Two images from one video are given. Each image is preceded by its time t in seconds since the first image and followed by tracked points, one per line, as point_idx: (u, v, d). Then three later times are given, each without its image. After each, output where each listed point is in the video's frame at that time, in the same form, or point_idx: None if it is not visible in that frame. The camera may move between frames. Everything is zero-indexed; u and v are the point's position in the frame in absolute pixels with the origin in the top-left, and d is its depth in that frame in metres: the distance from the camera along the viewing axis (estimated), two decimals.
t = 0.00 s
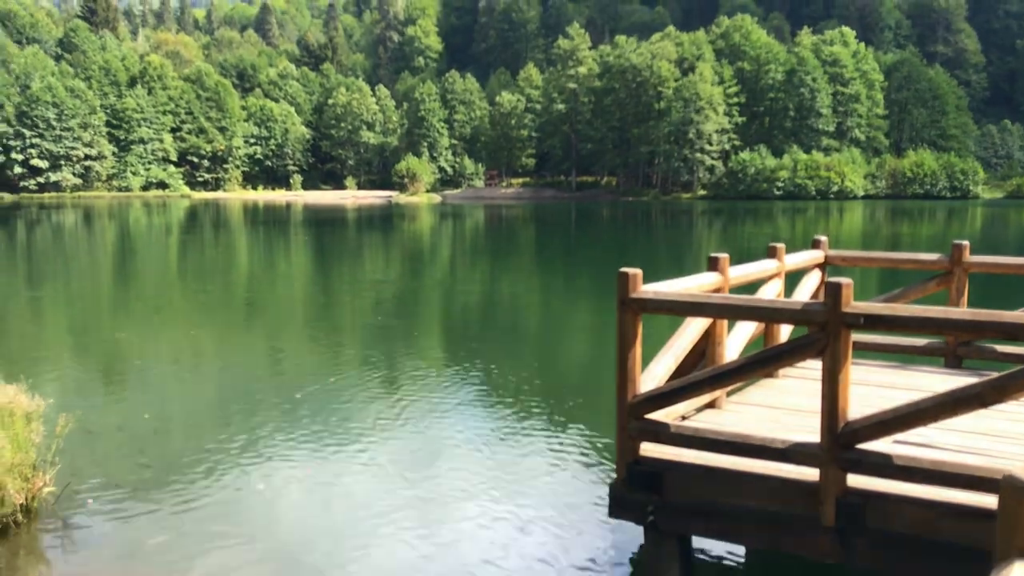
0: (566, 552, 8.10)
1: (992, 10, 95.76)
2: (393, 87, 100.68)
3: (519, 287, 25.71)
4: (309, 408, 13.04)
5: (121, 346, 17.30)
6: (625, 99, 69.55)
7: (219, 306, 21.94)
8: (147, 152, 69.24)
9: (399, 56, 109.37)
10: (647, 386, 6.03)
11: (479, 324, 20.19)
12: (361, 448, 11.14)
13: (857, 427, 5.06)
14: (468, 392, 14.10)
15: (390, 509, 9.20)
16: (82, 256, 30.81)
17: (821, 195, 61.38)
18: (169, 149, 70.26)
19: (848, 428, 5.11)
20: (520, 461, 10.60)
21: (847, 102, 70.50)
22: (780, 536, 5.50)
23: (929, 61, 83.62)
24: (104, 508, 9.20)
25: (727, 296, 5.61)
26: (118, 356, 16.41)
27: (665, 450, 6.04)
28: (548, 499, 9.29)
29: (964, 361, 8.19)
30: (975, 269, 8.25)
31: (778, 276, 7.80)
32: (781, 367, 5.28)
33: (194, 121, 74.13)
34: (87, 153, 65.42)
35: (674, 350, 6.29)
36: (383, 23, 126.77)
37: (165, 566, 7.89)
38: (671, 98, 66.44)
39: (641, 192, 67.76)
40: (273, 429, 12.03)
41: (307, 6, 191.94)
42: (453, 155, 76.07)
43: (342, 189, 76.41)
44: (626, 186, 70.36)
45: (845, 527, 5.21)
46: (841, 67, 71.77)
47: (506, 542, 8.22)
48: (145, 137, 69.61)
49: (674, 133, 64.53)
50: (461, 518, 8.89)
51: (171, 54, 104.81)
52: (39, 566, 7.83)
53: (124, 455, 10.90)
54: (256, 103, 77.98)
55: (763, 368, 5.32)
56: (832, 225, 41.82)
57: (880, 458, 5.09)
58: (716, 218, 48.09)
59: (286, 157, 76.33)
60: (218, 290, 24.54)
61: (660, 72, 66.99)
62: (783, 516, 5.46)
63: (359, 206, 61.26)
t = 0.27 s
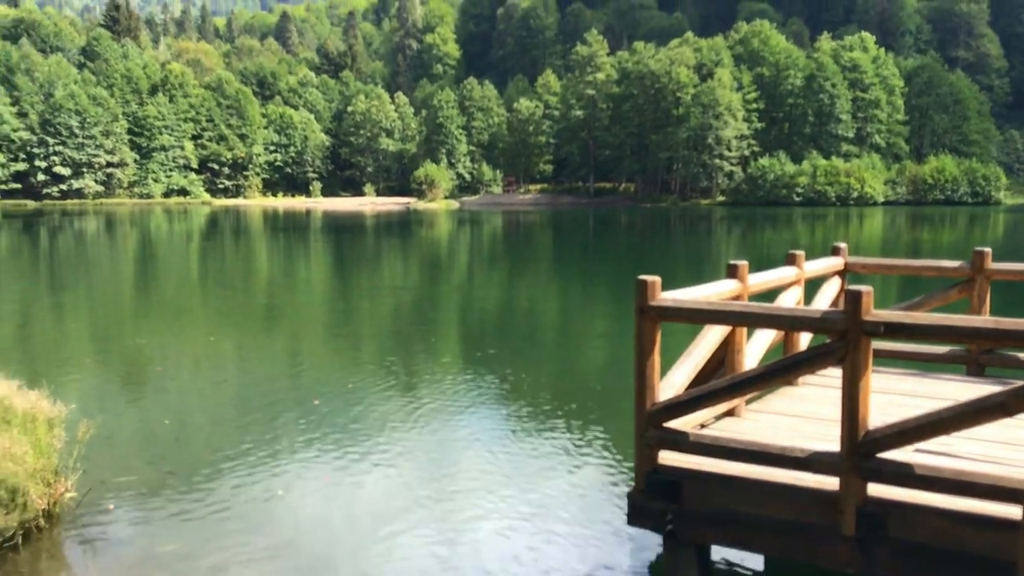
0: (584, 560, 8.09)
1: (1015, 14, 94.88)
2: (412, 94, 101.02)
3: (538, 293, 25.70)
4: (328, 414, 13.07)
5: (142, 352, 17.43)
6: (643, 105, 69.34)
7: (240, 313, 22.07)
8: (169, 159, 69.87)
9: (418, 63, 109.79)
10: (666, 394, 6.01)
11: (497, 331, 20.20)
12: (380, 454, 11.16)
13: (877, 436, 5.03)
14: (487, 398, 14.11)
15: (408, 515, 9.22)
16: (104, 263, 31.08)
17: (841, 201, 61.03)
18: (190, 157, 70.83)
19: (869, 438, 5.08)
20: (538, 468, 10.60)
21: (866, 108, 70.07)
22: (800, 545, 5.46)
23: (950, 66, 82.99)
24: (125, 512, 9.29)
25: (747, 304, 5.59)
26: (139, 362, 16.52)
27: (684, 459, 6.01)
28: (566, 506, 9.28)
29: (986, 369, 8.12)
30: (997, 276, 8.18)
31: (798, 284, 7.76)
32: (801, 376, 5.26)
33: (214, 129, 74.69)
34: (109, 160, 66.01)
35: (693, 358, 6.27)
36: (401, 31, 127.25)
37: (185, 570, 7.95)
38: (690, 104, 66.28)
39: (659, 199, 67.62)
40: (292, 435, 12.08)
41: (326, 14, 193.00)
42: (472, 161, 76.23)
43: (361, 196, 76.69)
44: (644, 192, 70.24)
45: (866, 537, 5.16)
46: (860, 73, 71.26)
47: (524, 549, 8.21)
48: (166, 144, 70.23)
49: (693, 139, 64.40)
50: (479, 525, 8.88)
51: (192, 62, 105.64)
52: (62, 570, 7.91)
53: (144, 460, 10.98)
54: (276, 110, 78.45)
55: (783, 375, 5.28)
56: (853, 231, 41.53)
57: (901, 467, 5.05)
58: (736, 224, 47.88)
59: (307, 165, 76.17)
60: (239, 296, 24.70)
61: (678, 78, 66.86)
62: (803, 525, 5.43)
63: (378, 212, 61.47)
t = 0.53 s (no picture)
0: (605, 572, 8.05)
1: None
2: (433, 105, 101.43)
3: (559, 303, 25.65)
4: (350, 424, 13.07)
5: (165, 362, 17.54)
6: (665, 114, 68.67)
7: (262, 323, 22.17)
8: (193, 170, 70.61)
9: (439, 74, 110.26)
10: (689, 406, 5.97)
11: (518, 341, 20.19)
12: (401, 463, 11.17)
13: (903, 448, 4.97)
14: (508, 408, 14.09)
15: (429, 525, 9.21)
16: (128, 273, 31.35)
17: (865, 211, 60.61)
18: (214, 168, 71.45)
19: (894, 450, 5.01)
20: (559, 479, 10.56)
21: (890, 117, 69.57)
22: (824, 558, 5.40)
23: (975, 74, 82.24)
24: (149, 521, 9.35)
25: (770, 315, 5.55)
26: (162, 372, 16.63)
27: (707, 471, 5.96)
28: (587, 517, 9.24)
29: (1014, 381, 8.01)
30: None
31: (821, 294, 7.69)
32: (826, 387, 5.21)
33: (238, 140, 75.31)
34: (134, 171, 66.69)
35: (716, 370, 6.23)
36: (423, 42, 127.88)
37: None
38: (711, 114, 66.05)
39: (681, 208, 67.41)
40: (314, 444, 12.11)
41: (348, 26, 194.15)
42: (493, 171, 76.39)
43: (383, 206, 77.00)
44: (666, 202, 70.07)
45: (891, 551, 5.10)
46: (884, 81, 70.37)
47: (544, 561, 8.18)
48: (190, 155, 70.89)
49: (715, 148, 64.23)
50: (500, 536, 8.85)
51: (216, 74, 106.63)
52: None
53: (167, 469, 11.04)
54: (298, 121, 79.01)
55: (807, 387, 5.23)
56: (877, 241, 41.17)
57: (926, 479, 4.99)
58: (758, 234, 47.61)
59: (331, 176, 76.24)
60: (261, 306, 24.87)
61: (700, 88, 66.68)
62: (827, 539, 5.37)
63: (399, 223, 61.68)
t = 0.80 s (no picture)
0: None
1: None
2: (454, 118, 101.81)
3: (580, 315, 25.61)
4: (371, 435, 13.10)
5: (188, 373, 17.66)
6: (687, 126, 68.57)
7: (284, 334, 22.28)
8: (217, 183, 71.32)
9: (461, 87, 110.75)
10: (711, 419, 5.94)
11: (539, 352, 20.17)
12: (422, 475, 11.17)
13: (928, 463, 4.92)
14: (529, 420, 14.07)
15: (450, 537, 9.21)
16: (152, 285, 31.62)
17: (888, 223, 60.22)
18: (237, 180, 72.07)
19: (920, 465, 4.96)
20: (580, 491, 10.52)
21: (914, 128, 69.08)
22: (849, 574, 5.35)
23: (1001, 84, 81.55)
24: (172, 532, 9.40)
25: (793, 328, 5.51)
26: (186, 383, 16.74)
27: (730, 486, 5.91)
28: (608, 531, 9.20)
29: None
30: None
31: (844, 307, 7.64)
32: (850, 401, 5.16)
33: (261, 153, 75.93)
34: (159, 184, 67.36)
35: (738, 383, 6.20)
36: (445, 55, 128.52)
37: None
38: (734, 125, 65.81)
39: (703, 220, 67.19)
40: (335, 456, 12.15)
41: (371, 39, 195.36)
42: (514, 184, 76.54)
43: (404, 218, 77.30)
44: (687, 214, 69.88)
45: (917, 566, 5.04)
46: (907, 93, 70.14)
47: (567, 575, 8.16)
48: (214, 168, 71.55)
49: (737, 160, 64.05)
50: (520, 549, 8.83)
51: (240, 87, 107.62)
52: None
53: (190, 480, 11.10)
54: (321, 134, 79.55)
55: (831, 401, 5.20)
56: (902, 253, 40.85)
57: (952, 495, 4.94)
58: (781, 246, 47.31)
59: (351, 188, 77.39)
60: (284, 318, 25.01)
61: (721, 99, 66.53)
62: (852, 554, 5.32)
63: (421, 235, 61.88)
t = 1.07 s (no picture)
0: None
1: None
2: (474, 129, 102.18)
3: (599, 325, 25.58)
4: (390, 445, 13.12)
5: (208, 382, 17.78)
6: (706, 136, 68.45)
7: (304, 344, 22.39)
8: (238, 194, 71.98)
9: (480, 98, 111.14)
10: (732, 432, 5.91)
11: (558, 363, 20.16)
12: (441, 485, 11.17)
13: (952, 476, 4.87)
14: (548, 430, 14.05)
15: (469, 548, 9.20)
16: (174, 294, 31.86)
17: (910, 233, 59.87)
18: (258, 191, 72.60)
19: (944, 478, 4.91)
20: (600, 502, 10.49)
21: (936, 138, 68.62)
22: None
23: None
24: (192, 540, 9.45)
25: (815, 339, 5.48)
26: (206, 392, 16.82)
27: (751, 498, 5.87)
28: (628, 542, 9.16)
29: None
30: None
31: (866, 319, 7.59)
32: (874, 413, 5.12)
33: (282, 163, 76.46)
34: (181, 195, 67.95)
35: (760, 395, 6.16)
36: (465, 66, 129.07)
37: None
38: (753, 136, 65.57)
39: (723, 231, 66.98)
40: (355, 465, 12.17)
41: (391, 50, 196.32)
42: (533, 194, 76.64)
43: (423, 228, 77.52)
44: (707, 225, 69.69)
45: None
46: (929, 103, 69.74)
47: None
48: (236, 179, 72.10)
49: (757, 170, 63.87)
50: (539, 560, 8.81)
51: (261, 98, 108.51)
52: None
53: (210, 489, 11.15)
54: (341, 145, 80.01)
55: (854, 413, 5.16)
56: (924, 264, 40.54)
57: (977, 508, 4.89)
58: (802, 257, 47.04)
59: (371, 198, 77.96)
60: (304, 327, 25.14)
61: (742, 109, 66.34)
62: (875, 568, 5.27)
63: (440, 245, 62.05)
